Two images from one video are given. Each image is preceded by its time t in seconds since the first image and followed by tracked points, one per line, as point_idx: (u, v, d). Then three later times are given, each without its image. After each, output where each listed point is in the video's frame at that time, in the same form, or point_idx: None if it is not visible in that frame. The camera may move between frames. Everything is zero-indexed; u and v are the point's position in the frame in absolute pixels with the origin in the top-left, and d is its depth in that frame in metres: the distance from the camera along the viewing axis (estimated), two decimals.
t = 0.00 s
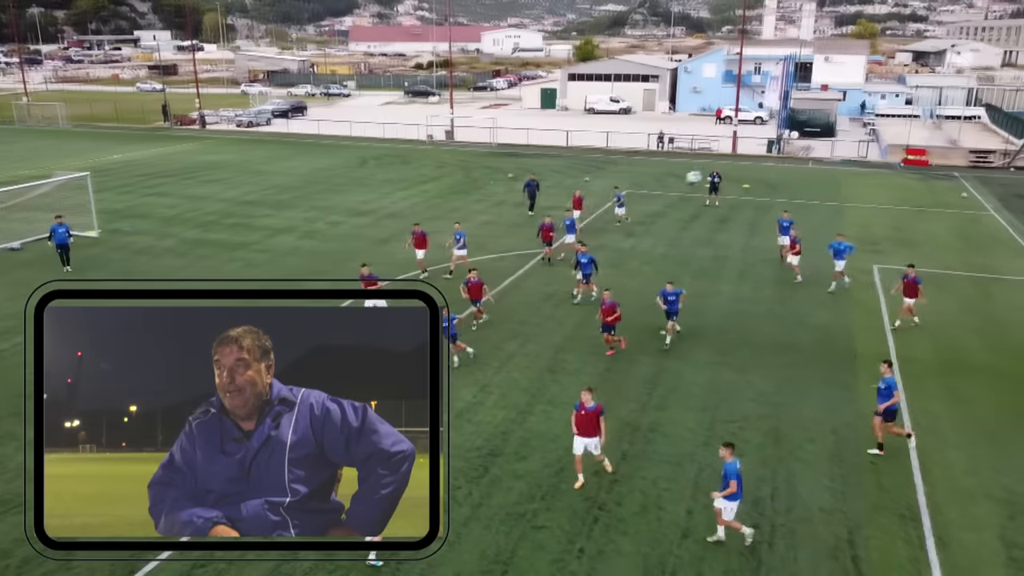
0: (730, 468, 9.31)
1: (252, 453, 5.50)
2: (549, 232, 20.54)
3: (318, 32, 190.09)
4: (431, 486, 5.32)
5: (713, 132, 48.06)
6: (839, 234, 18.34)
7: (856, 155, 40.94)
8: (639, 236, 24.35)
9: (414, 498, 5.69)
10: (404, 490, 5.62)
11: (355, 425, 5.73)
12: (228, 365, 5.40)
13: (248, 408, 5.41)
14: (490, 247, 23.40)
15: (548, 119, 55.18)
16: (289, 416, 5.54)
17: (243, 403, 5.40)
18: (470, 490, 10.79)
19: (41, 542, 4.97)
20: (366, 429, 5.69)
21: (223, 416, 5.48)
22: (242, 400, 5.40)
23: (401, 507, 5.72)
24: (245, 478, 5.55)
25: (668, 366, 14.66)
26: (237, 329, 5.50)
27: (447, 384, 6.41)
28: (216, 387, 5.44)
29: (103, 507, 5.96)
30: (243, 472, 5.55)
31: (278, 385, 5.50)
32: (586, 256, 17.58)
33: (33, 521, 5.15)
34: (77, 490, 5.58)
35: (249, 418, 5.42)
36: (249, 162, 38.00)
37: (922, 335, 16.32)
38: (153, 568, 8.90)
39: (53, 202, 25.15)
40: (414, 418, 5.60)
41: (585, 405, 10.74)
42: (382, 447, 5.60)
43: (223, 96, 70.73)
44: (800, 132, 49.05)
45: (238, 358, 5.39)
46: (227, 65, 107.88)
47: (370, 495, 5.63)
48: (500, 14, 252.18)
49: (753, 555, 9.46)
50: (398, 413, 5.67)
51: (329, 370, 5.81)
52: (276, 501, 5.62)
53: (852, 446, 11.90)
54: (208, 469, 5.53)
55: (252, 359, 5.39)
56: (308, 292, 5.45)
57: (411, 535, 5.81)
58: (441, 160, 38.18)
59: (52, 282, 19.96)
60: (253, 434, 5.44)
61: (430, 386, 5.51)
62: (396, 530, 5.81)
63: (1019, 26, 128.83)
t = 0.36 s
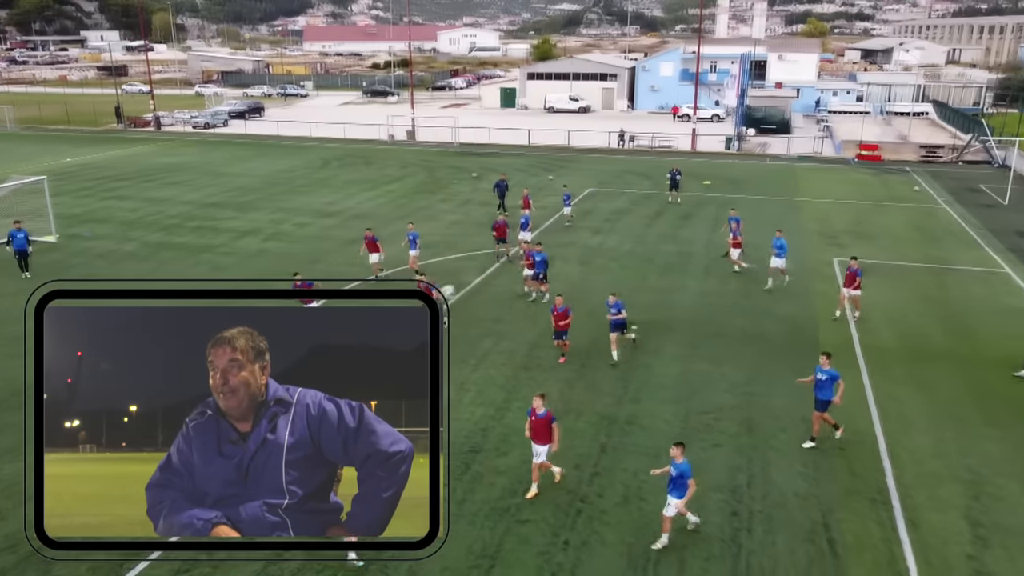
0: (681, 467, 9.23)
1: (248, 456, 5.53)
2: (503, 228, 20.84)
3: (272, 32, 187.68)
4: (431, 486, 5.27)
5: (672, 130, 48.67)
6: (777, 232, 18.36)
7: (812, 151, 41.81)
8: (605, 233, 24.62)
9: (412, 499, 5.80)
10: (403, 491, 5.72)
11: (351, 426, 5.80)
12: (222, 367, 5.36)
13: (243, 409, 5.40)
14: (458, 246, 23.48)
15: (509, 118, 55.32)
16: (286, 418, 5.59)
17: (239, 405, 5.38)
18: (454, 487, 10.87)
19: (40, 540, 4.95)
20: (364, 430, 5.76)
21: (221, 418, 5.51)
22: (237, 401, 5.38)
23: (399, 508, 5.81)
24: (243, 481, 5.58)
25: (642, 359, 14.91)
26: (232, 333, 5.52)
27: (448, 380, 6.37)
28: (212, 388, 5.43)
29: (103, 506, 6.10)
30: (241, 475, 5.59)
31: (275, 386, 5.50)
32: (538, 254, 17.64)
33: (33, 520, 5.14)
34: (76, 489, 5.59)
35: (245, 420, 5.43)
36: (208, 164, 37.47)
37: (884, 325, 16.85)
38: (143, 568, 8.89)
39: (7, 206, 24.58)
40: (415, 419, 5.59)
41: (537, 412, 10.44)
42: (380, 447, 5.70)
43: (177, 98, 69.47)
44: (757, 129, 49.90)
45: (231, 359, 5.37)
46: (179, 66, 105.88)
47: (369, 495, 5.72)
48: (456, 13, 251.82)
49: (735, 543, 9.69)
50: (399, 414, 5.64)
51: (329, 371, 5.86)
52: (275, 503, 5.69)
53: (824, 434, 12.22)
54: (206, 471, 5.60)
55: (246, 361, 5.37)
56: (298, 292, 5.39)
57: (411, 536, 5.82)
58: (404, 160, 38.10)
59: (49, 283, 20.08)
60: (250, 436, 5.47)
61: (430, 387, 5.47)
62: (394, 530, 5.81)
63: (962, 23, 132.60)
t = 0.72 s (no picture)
0: (640, 462, 9.42)
1: (248, 457, 5.48)
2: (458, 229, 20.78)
3: (226, 32, 185.08)
4: (431, 484, 5.38)
5: (633, 129, 49.19)
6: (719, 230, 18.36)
7: (770, 148, 42.61)
8: (573, 230, 24.89)
9: (412, 499, 5.89)
10: (403, 491, 5.77)
11: (351, 426, 5.77)
12: (222, 366, 5.33)
13: (242, 409, 5.35)
14: (427, 245, 23.53)
15: (470, 118, 55.33)
16: (286, 418, 5.50)
17: (237, 404, 5.34)
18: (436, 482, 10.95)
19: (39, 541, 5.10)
20: (364, 430, 5.75)
21: (221, 417, 5.47)
22: (235, 401, 5.34)
23: (398, 508, 5.86)
24: (242, 481, 5.52)
25: (614, 354, 15.15)
26: (233, 332, 5.51)
27: (446, 377, 6.40)
28: (212, 388, 5.41)
29: (103, 506, 6.24)
30: (240, 476, 5.52)
31: (275, 386, 5.42)
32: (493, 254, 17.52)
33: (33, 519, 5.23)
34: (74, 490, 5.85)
35: (245, 419, 5.37)
36: (166, 166, 36.94)
37: (846, 316, 17.31)
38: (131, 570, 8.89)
39: None
40: (414, 418, 5.67)
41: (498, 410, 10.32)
42: (380, 448, 5.71)
43: (130, 99, 68.16)
44: (716, 126, 50.66)
45: (232, 358, 5.35)
46: (131, 66, 103.73)
47: (369, 496, 5.77)
48: (413, 13, 250.78)
49: (715, 531, 9.93)
50: (398, 414, 5.73)
51: (329, 371, 5.80)
52: (275, 504, 5.67)
53: (794, 422, 12.56)
54: (206, 471, 5.54)
55: (246, 361, 5.35)
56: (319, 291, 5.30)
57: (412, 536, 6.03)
58: (367, 160, 37.98)
59: (55, 282, 20.30)
60: (249, 437, 5.42)
61: (431, 388, 5.57)
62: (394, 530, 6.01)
63: (909, 22, 136.10)
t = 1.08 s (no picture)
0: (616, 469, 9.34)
1: (249, 456, 5.52)
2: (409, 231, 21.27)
3: (178, 32, 181.81)
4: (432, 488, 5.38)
5: (595, 127, 49.52)
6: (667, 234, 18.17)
7: (730, 145, 43.26)
8: (541, 228, 25.05)
9: (415, 499, 5.68)
10: (405, 492, 5.62)
11: (354, 426, 5.71)
12: (224, 366, 5.47)
13: (245, 408, 5.48)
14: (395, 245, 23.50)
15: (432, 117, 55.16)
16: (287, 418, 5.57)
17: (240, 404, 5.46)
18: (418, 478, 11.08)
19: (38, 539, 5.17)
20: (366, 430, 5.69)
21: (222, 418, 5.54)
22: (238, 400, 5.46)
23: (401, 508, 5.70)
24: (243, 481, 5.53)
25: (588, 349, 15.33)
26: (234, 331, 5.59)
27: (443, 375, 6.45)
28: (213, 387, 5.53)
29: (103, 507, 5.88)
30: (241, 475, 5.54)
31: (275, 385, 5.53)
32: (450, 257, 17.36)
33: (34, 514, 5.34)
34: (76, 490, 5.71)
35: (246, 420, 5.49)
36: (123, 168, 36.24)
37: (812, 309, 17.72)
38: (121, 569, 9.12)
39: None
40: (414, 418, 5.66)
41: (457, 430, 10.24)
42: (383, 449, 5.63)
43: (82, 100, 66.57)
44: (676, 124, 51.25)
45: (234, 358, 5.47)
46: (80, 66, 101.20)
47: (370, 496, 5.61)
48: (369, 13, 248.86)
49: (694, 518, 10.15)
50: (398, 415, 5.70)
51: (330, 372, 5.72)
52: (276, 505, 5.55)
53: (766, 411, 12.87)
54: (208, 471, 5.56)
55: (248, 361, 5.47)
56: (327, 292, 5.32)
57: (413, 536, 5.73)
58: (330, 160, 37.70)
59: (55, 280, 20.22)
60: (250, 436, 5.49)
61: (430, 386, 5.63)
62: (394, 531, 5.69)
63: (859, 21, 139.14)
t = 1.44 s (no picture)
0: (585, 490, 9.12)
1: (248, 457, 5.46)
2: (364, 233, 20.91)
3: (128, 32, 177.95)
4: (432, 485, 5.22)
5: (557, 126, 49.77)
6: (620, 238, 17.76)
7: (690, 143, 43.84)
8: (509, 226, 25.19)
9: (414, 499, 5.70)
10: (404, 491, 5.60)
11: (353, 426, 5.76)
12: (226, 367, 5.43)
13: (245, 409, 5.42)
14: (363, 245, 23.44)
15: (393, 117, 54.87)
16: (287, 418, 5.57)
17: (242, 405, 5.42)
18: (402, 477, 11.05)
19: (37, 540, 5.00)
20: (366, 430, 5.73)
21: (222, 418, 5.49)
22: (239, 401, 5.42)
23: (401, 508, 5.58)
24: (243, 481, 5.47)
25: (562, 344, 15.52)
26: (233, 331, 5.56)
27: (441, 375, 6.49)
28: (214, 388, 5.50)
29: (102, 506, 6.39)
30: (240, 476, 5.49)
31: (275, 385, 5.52)
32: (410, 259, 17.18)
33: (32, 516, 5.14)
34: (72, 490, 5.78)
35: (247, 420, 5.41)
36: (78, 171, 35.46)
37: (778, 300, 18.14)
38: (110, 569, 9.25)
39: None
40: (414, 418, 5.67)
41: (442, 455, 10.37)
42: (382, 448, 5.64)
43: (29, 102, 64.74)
44: (636, 122, 51.74)
45: (236, 359, 5.43)
46: (26, 67, 98.43)
47: (370, 496, 5.55)
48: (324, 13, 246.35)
49: (674, 508, 10.33)
50: (398, 414, 5.74)
51: (330, 371, 5.93)
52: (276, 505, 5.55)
53: (739, 402, 13.16)
54: (207, 469, 5.51)
55: (249, 361, 5.44)
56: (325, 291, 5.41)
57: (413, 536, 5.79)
58: (292, 161, 37.32)
59: (51, 281, 20.16)
60: (250, 437, 5.42)
61: (430, 390, 5.51)
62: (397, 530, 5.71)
63: (810, 21, 141.84)
